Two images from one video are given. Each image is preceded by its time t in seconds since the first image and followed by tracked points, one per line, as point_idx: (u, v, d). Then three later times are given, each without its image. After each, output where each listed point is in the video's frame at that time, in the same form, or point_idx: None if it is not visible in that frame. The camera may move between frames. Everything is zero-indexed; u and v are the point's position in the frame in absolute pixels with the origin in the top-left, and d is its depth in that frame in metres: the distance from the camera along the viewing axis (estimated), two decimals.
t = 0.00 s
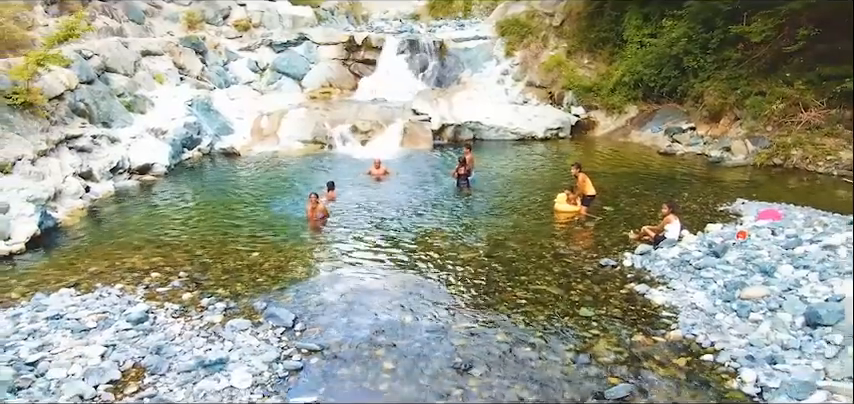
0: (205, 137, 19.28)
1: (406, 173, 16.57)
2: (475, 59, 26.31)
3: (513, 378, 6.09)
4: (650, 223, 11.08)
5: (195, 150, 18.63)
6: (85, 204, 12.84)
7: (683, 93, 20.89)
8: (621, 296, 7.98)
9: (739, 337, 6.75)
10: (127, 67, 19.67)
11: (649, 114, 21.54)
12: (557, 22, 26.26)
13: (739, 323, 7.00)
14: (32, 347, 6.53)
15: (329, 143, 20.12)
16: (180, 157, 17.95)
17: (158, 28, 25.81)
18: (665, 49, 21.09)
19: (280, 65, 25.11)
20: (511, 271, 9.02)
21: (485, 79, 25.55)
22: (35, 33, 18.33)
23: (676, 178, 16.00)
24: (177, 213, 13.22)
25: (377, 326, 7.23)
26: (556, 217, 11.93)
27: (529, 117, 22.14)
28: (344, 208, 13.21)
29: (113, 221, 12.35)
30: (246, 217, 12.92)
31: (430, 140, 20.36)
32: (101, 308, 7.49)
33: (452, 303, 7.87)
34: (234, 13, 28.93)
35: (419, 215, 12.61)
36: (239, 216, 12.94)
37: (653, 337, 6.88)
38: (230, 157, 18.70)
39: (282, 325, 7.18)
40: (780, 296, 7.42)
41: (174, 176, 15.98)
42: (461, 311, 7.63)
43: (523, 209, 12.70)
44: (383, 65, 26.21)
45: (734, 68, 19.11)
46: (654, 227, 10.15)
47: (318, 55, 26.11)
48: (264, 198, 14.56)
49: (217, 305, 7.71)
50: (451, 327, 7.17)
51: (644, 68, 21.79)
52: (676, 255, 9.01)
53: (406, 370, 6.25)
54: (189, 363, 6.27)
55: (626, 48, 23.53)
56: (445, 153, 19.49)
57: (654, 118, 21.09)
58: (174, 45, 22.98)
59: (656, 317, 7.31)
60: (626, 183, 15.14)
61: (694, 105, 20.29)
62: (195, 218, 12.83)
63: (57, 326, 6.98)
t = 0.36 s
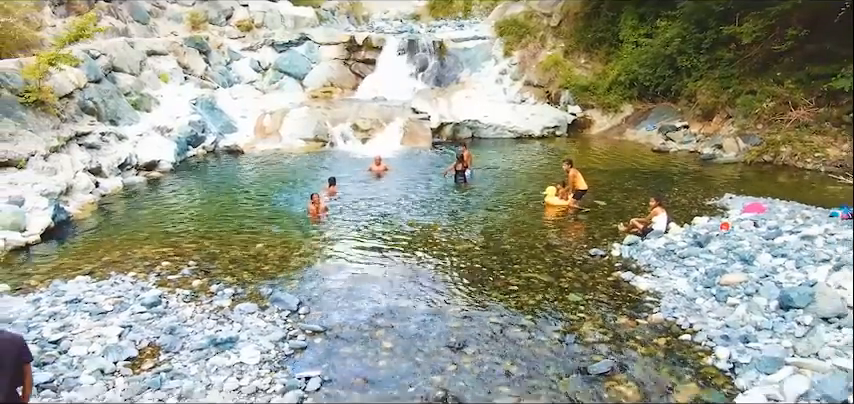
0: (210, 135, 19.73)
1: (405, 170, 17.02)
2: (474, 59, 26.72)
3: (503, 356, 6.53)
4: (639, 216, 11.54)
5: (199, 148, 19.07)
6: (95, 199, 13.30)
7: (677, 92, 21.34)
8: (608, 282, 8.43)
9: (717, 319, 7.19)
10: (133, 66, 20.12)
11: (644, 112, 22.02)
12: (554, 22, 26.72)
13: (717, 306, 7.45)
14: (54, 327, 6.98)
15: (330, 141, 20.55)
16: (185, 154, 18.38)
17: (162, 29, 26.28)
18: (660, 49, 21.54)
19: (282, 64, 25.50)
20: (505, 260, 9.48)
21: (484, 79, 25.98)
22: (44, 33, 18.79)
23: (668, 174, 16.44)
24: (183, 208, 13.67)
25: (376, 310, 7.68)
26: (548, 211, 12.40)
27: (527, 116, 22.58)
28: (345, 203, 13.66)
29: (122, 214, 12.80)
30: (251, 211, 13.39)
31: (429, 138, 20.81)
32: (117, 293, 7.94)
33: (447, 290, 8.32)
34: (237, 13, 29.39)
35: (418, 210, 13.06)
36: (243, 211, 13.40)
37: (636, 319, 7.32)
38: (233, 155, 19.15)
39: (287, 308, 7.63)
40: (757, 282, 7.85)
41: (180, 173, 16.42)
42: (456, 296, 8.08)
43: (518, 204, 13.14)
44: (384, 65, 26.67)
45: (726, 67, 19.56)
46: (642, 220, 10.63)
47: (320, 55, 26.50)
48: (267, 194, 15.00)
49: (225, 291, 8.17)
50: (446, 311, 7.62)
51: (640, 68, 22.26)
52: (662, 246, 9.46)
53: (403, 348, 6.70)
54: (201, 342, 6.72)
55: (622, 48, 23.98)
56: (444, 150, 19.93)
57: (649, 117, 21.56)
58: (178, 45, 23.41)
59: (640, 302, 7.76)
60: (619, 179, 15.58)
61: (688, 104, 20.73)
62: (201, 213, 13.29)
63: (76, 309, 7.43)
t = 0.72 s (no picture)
0: (214, 132, 20.17)
1: (404, 167, 17.47)
2: (473, 59, 27.07)
3: (495, 336, 6.98)
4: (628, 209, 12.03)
5: (204, 145, 19.52)
6: (105, 194, 13.75)
7: (671, 91, 21.77)
8: (597, 270, 8.88)
9: (697, 303, 7.64)
10: (138, 66, 20.58)
11: (639, 111, 22.42)
12: (552, 22, 27.18)
13: (698, 292, 7.89)
14: (73, 310, 7.43)
15: (331, 139, 20.99)
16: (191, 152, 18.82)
17: (166, 29, 26.73)
18: (655, 49, 22.02)
19: (284, 64, 25.89)
20: (499, 250, 9.94)
21: (483, 78, 26.40)
22: (52, 33, 19.26)
23: (661, 171, 16.88)
24: (189, 203, 14.12)
25: (376, 295, 8.13)
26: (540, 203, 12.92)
27: (524, 114, 22.99)
28: (346, 198, 14.11)
29: (130, 209, 13.23)
30: (255, 206, 13.87)
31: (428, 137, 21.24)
32: (131, 280, 8.39)
33: (444, 277, 8.77)
34: (240, 13, 29.84)
35: (417, 204, 13.54)
36: (247, 206, 13.85)
37: (621, 304, 7.77)
38: (237, 153, 19.60)
39: (292, 294, 8.08)
40: (737, 269, 8.30)
41: (185, 169, 16.84)
42: (452, 283, 8.53)
43: (514, 199, 13.61)
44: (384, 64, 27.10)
45: (719, 67, 20.01)
46: (631, 212, 11.05)
47: (321, 54, 26.91)
48: (270, 189, 15.44)
49: (234, 278, 8.62)
50: (442, 296, 8.07)
51: (635, 67, 22.71)
52: (649, 237, 9.91)
53: (401, 330, 7.15)
54: (212, 323, 7.17)
55: (618, 48, 24.43)
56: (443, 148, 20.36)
57: (645, 115, 21.92)
58: (182, 45, 23.82)
59: (626, 288, 8.22)
60: (613, 176, 16.01)
61: (682, 102, 21.17)
62: (207, 207, 13.75)
63: (93, 294, 7.88)
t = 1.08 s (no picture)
0: (218, 130, 20.66)
1: (403, 164, 17.89)
2: (472, 59, 27.40)
3: (488, 319, 7.43)
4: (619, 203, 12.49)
5: (208, 143, 19.95)
6: (114, 189, 14.22)
7: (666, 90, 22.23)
8: (587, 260, 9.33)
9: (679, 289, 8.08)
10: (144, 65, 21.03)
11: (635, 109, 22.91)
12: (550, 23, 27.65)
13: (681, 279, 8.33)
14: (90, 295, 7.88)
15: (332, 137, 21.42)
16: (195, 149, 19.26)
17: (170, 30, 27.18)
18: (650, 48, 22.42)
19: (286, 64, 26.33)
20: (493, 242, 10.39)
21: (482, 77, 26.82)
22: (60, 34, 19.72)
23: (653, 168, 17.32)
24: (194, 198, 14.54)
25: (376, 282, 8.57)
26: (534, 201, 13.24)
27: (522, 113, 23.44)
28: (347, 194, 14.55)
29: (138, 204, 13.66)
30: (259, 201, 14.32)
31: (428, 134, 21.65)
32: (143, 268, 8.85)
33: (440, 266, 9.22)
34: (242, 14, 30.27)
35: (416, 199, 14.00)
36: (251, 201, 14.29)
37: (608, 290, 8.21)
38: (240, 150, 20.05)
39: (297, 281, 8.52)
40: (719, 258, 8.74)
41: (189, 166, 17.26)
42: (448, 271, 8.98)
43: (510, 195, 14.06)
44: (385, 63, 27.48)
45: (712, 66, 20.47)
46: (622, 206, 11.49)
47: (322, 54, 27.28)
48: (272, 186, 15.87)
49: (241, 266, 9.08)
50: (438, 283, 8.52)
51: (630, 67, 23.24)
52: (637, 228, 10.36)
53: (400, 313, 7.59)
54: (222, 307, 7.62)
55: (615, 47, 24.93)
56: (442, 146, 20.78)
57: (640, 113, 22.45)
58: (186, 45, 24.23)
59: (613, 275, 8.68)
60: (607, 172, 16.42)
61: (675, 101, 21.71)
62: (212, 202, 14.18)
63: (108, 281, 8.33)
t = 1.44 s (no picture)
0: (222, 129, 21.10)
1: (402, 161, 18.32)
2: (471, 58, 27.88)
3: (483, 304, 7.87)
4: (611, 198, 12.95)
5: (212, 141, 20.38)
6: (122, 185, 14.66)
7: (661, 90, 22.66)
8: (578, 250, 9.78)
9: (664, 277, 8.52)
10: (149, 65, 21.49)
11: (630, 108, 23.32)
12: (548, 23, 28.08)
13: (666, 267, 8.78)
14: (106, 282, 8.32)
15: (333, 135, 21.81)
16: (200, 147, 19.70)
17: (174, 30, 27.62)
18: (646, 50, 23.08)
19: (288, 64, 26.74)
20: (489, 234, 10.83)
21: (481, 77, 27.27)
22: (68, 34, 20.19)
23: (646, 165, 17.77)
24: (199, 194, 14.97)
25: (376, 271, 9.02)
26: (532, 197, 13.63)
27: (520, 112, 23.88)
28: (348, 189, 15.00)
29: (145, 199, 14.10)
30: (263, 196, 14.77)
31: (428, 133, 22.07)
32: (155, 257, 9.30)
33: (438, 257, 9.66)
34: (245, 15, 30.66)
35: (415, 194, 14.46)
36: (255, 197, 14.73)
37: (597, 278, 8.65)
38: (243, 148, 20.48)
39: (301, 269, 8.98)
40: (703, 248, 9.18)
41: (194, 164, 17.70)
42: (445, 261, 9.43)
43: (507, 191, 14.51)
44: (385, 63, 27.86)
45: (706, 67, 20.92)
46: (613, 200, 11.94)
47: (324, 54, 27.62)
48: (275, 182, 16.30)
49: (248, 256, 9.52)
50: (435, 272, 8.96)
51: (626, 67, 23.63)
52: (627, 221, 10.82)
53: (399, 299, 8.04)
54: (231, 293, 8.06)
55: (612, 47, 25.35)
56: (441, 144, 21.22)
57: (635, 112, 22.76)
58: (190, 45, 24.65)
59: (603, 264, 9.13)
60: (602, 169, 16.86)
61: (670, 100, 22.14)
62: (218, 198, 14.63)
63: (122, 269, 8.77)
